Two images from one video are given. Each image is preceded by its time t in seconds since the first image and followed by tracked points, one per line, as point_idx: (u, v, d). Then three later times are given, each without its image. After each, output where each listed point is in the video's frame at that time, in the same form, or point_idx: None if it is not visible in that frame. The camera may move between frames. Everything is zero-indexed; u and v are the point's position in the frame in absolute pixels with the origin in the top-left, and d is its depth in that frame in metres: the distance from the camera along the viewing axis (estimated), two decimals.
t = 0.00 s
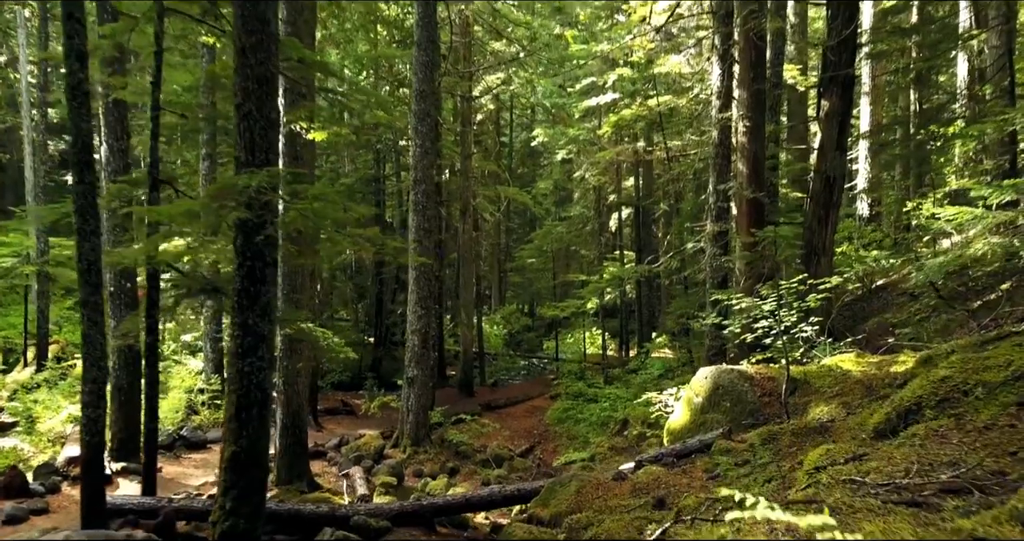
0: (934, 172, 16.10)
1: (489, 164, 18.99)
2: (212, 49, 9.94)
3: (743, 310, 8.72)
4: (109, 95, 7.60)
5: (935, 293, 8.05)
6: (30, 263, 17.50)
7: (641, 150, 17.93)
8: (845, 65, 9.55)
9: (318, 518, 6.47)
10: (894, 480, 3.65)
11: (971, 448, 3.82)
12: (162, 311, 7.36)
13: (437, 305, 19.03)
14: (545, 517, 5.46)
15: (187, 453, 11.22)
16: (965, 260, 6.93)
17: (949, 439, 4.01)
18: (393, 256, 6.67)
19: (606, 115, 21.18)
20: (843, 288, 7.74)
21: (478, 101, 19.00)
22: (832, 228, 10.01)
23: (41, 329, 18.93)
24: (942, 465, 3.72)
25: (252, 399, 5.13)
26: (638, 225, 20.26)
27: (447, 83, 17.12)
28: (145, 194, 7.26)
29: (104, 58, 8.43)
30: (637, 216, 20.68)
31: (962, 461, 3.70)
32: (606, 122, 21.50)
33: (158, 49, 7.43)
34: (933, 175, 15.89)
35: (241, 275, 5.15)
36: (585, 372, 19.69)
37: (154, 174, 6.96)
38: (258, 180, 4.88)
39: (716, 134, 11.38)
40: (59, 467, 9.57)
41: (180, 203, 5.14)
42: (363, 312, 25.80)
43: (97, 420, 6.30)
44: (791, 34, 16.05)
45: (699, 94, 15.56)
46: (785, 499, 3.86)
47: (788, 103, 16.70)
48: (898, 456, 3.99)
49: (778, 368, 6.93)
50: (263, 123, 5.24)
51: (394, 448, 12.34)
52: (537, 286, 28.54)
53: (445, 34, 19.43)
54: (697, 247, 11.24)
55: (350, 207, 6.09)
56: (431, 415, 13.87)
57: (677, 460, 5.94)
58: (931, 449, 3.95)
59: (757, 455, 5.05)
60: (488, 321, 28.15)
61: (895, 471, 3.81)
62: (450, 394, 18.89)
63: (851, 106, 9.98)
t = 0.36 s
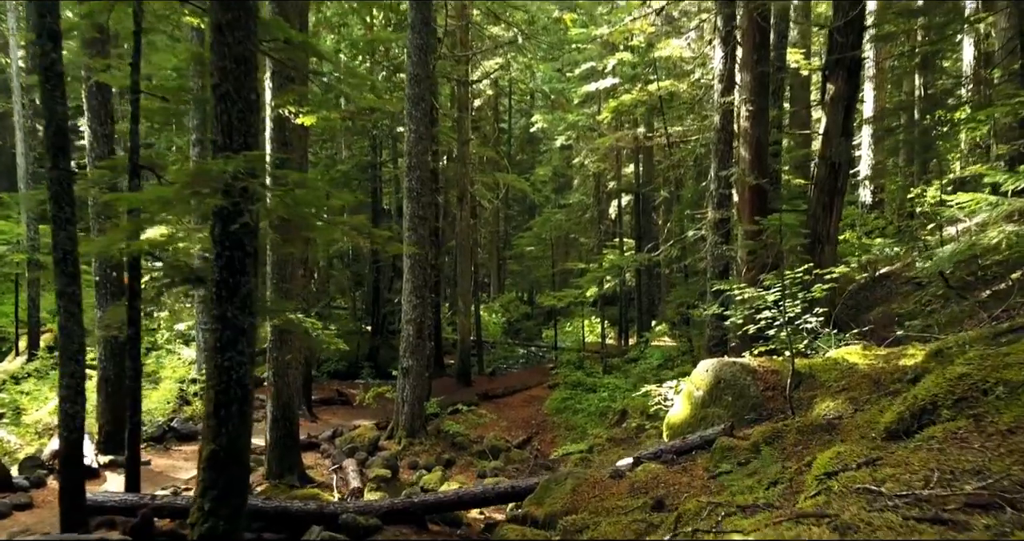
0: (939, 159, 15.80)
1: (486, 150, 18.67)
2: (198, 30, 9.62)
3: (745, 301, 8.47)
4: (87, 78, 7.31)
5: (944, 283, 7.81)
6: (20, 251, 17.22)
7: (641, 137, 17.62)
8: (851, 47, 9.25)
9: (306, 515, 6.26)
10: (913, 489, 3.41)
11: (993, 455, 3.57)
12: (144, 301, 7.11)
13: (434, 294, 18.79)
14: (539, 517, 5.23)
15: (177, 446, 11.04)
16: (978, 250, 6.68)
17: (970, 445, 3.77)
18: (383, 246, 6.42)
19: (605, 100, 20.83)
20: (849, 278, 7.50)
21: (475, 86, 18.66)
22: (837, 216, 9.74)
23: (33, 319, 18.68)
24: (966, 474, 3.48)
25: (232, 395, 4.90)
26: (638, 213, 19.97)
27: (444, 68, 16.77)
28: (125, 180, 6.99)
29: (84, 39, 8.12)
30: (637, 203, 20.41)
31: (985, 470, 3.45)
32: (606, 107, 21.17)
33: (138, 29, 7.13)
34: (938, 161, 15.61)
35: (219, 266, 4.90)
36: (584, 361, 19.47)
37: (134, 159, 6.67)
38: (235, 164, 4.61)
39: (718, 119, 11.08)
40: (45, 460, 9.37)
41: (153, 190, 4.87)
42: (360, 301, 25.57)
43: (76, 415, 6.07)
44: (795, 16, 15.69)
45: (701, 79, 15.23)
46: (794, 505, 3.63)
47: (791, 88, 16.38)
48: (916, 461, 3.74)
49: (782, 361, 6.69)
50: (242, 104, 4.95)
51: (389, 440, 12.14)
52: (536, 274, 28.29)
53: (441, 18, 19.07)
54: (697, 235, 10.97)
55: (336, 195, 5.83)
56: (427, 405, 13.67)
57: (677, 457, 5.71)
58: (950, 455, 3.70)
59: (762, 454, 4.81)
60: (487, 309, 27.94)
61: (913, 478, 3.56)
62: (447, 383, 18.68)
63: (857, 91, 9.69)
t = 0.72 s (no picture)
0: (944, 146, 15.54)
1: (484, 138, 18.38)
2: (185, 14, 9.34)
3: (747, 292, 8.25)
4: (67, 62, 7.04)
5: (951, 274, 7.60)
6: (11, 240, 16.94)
7: (641, 124, 17.33)
8: (857, 31, 8.98)
9: (294, 514, 6.08)
10: (934, 503, 3.18)
11: (1018, 464, 3.36)
12: (127, 293, 6.88)
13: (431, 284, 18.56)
14: (534, 517, 5.03)
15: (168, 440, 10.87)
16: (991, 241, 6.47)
17: (993, 452, 3.55)
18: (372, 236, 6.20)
19: (605, 87, 20.51)
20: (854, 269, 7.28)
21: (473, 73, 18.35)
22: (841, 205, 9.51)
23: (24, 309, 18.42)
24: (990, 485, 3.25)
25: (212, 393, 4.68)
26: (638, 201, 19.70)
27: (440, 54, 16.46)
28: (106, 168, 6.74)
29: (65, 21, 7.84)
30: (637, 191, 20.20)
31: (1010, 480, 3.24)
32: (605, 94, 20.86)
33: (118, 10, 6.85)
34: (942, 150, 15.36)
35: (199, 258, 4.67)
36: (583, 351, 19.27)
37: (114, 146, 6.40)
38: (212, 150, 4.37)
39: (719, 105, 10.75)
40: (32, 455, 9.17)
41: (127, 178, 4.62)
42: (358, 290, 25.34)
43: (54, 412, 5.84)
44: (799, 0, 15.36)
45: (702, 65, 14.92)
46: (803, 516, 3.43)
47: (793, 74, 16.07)
48: (933, 469, 3.52)
49: (785, 355, 6.49)
50: (221, 88, 4.70)
51: (384, 432, 11.95)
52: (535, 263, 28.05)
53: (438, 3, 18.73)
54: (699, 224, 10.68)
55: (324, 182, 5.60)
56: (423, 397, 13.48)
57: (677, 455, 5.51)
58: (971, 463, 3.49)
59: (766, 454, 4.61)
60: (486, 298, 27.72)
61: (933, 489, 3.34)
62: (445, 374, 18.49)
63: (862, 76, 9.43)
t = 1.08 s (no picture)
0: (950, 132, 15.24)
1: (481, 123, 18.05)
2: None
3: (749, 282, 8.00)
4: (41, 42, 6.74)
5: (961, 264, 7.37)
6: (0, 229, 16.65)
7: (641, 110, 17.01)
8: (865, 12, 8.69)
9: (279, 514, 5.86)
10: (960, 521, 2.95)
11: None
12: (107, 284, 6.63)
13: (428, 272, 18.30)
14: (527, 520, 4.81)
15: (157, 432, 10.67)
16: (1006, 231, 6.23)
17: None
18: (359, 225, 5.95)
19: (604, 72, 20.17)
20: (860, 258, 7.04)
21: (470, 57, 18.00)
22: (847, 192, 9.25)
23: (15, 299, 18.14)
24: (1022, 502, 3.00)
25: (189, 390, 4.45)
26: (638, 188, 19.40)
27: (437, 37, 16.12)
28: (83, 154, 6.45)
29: None
30: (637, 178, 19.90)
31: None
32: (605, 79, 20.51)
33: None
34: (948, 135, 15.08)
35: (173, 249, 4.43)
36: (581, 340, 19.05)
37: (90, 130, 6.13)
38: (184, 134, 4.11)
39: (722, 90, 10.38)
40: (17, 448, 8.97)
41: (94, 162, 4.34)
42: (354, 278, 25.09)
43: (30, 408, 5.62)
44: None
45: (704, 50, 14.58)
46: (817, 532, 3.19)
47: (797, 59, 15.73)
48: (957, 481, 3.28)
49: (790, 348, 6.25)
50: (195, 68, 4.43)
51: (379, 424, 11.75)
52: (533, 251, 27.80)
53: None
54: (700, 212, 10.37)
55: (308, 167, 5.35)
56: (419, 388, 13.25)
57: (677, 454, 5.29)
58: (999, 475, 3.25)
59: (771, 456, 4.37)
60: (484, 287, 27.49)
61: (960, 504, 3.09)
62: (442, 363, 18.27)
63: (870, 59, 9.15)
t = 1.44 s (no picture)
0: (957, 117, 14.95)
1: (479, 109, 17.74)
2: None
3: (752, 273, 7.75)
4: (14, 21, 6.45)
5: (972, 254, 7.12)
6: None
7: (642, 96, 16.72)
8: None
9: (264, 514, 5.65)
10: None
11: None
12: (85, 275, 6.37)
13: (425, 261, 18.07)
14: (519, 523, 4.58)
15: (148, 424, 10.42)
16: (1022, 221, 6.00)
17: None
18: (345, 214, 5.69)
19: (604, 56, 19.83)
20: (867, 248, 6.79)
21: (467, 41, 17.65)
22: (852, 180, 8.99)
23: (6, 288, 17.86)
24: None
25: (163, 390, 4.21)
26: (638, 175, 19.13)
27: (433, 21, 15.77)
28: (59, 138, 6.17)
29: None
30: (637, 165, 19.63)
31: None
32: (605, 65, 20.18)
33: None
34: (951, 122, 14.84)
35: (145, 241, 4.16)
36: (581, 329, 18.83)
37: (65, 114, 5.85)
38: (154, 118, 3.83)
39: (723, 73, 9.71)
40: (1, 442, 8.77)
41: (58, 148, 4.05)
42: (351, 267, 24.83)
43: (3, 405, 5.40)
44: None
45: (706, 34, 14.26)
46: None
47: (800, 43, 15.41)
48: (987, 497, 2.98)
49: (794, 341, 6.03)
50: (166, 46, 4.14)
51: (373, 416, 11.54)
52: (533, 239, 27.54)
53: None
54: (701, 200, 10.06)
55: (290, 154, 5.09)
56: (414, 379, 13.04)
57: (677, 454, 5.06)
58: None
59: (778, 459, 4.15)
60: (483, 275, 27.24)
61: (988, 521, 2.85)
62: (439, 353, 18.05)
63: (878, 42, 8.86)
